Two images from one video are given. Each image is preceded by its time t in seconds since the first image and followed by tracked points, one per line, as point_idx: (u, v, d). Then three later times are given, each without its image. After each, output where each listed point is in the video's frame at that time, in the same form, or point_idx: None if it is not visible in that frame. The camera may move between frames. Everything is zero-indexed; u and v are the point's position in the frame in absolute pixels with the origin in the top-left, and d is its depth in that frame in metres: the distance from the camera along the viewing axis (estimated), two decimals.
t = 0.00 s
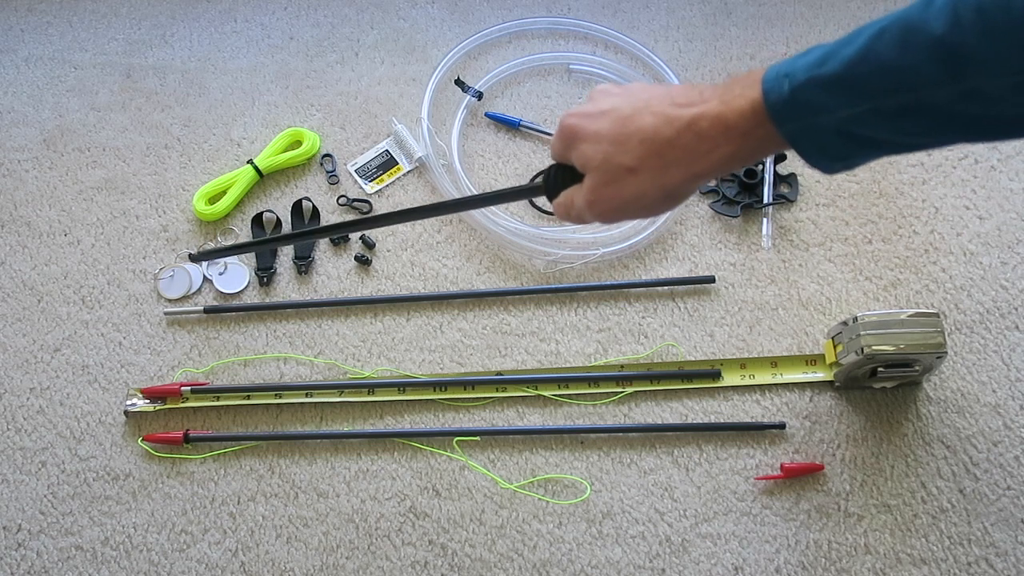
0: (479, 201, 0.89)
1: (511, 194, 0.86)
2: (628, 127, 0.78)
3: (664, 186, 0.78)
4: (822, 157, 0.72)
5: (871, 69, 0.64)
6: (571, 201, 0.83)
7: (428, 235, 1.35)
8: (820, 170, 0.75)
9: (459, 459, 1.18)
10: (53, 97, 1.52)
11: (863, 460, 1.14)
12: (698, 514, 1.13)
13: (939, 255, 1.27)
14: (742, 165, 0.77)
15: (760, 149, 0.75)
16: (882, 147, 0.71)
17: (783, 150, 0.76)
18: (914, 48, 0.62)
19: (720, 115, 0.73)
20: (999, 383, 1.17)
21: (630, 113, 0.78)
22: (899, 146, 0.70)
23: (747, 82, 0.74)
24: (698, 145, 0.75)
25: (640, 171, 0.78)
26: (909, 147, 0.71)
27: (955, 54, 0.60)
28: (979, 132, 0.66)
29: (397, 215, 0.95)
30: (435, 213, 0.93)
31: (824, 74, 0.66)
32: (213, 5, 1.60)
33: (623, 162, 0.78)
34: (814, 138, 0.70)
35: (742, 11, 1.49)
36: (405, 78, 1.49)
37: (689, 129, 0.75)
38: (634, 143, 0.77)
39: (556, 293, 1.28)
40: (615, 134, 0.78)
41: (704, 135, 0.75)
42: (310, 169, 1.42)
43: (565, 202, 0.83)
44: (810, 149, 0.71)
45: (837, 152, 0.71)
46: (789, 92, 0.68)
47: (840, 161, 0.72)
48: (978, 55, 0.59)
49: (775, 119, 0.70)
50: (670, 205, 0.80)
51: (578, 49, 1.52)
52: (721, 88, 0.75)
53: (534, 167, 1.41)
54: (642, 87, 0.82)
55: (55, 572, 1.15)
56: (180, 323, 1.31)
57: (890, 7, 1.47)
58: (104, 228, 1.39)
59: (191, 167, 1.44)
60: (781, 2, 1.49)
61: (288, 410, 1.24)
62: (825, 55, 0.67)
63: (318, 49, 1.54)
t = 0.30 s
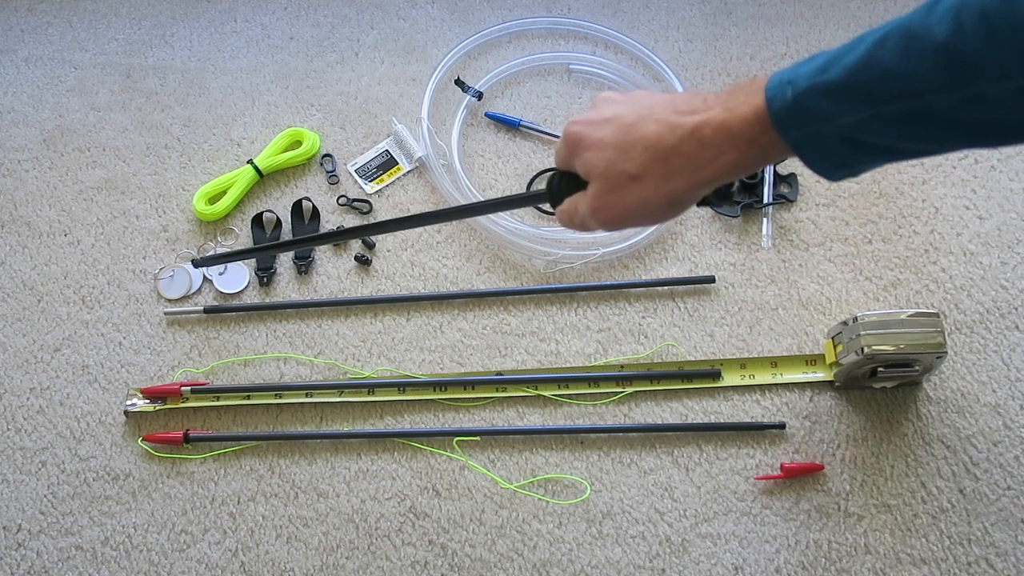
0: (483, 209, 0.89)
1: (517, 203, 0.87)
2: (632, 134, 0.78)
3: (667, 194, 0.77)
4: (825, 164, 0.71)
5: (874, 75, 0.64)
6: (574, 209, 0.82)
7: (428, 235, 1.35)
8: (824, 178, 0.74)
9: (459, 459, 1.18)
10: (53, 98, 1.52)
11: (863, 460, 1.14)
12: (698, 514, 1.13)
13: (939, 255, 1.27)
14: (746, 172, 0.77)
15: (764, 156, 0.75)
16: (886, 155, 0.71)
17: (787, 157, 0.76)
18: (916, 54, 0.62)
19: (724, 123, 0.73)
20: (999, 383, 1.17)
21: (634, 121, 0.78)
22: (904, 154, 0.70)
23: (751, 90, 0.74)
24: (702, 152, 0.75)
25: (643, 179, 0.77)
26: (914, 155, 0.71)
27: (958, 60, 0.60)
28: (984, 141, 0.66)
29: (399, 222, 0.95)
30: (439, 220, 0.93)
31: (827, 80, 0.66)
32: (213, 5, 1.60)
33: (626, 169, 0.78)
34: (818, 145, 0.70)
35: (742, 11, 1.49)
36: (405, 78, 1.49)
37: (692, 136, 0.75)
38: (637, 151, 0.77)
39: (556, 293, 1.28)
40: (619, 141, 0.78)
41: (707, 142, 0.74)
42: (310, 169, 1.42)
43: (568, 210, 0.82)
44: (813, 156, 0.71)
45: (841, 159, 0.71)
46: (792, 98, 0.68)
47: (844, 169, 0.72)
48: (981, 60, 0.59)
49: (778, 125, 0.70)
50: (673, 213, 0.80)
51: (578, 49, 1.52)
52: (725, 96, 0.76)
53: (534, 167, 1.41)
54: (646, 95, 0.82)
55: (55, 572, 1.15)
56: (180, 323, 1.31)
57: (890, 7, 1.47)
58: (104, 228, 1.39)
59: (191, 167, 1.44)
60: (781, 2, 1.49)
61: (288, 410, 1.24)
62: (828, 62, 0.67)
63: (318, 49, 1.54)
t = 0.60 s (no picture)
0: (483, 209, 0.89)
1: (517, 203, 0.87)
2: (629, 134, 0.78)
3: (664, 195, 0.78)
4: (821, 163, 0.72)
5: (868, 76, 0.64)
6: (571, 209, 0.83)
7: (428, 235, 1.35)
8: (822, 177, 0.75)
9: (459, 459, 1.18)
10: (53, 98, 1.52)
11: (863, 460, 1.14)
12: (698, 514, 1.13)
13: (939, 255, 1.27)
14: (742, 173, 0.77)
15: (760, 156, 0.75)
16: (882, 154, 0.71)
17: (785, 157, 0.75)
18: (909, 55, 0.62)
19: (720, 123, 0.73)
20: (999, 383, 1.17)
21: (631, 121, 0.79)
22: (901, 153, 0.70)
23: (747, 90, 0.74)
24: (698, 152, 0.75)
25: (639, 179, 0.78)
26: (912, 154, 0.71)
27: (951, 61, 0.60)
28: (981, 140, 0.65)
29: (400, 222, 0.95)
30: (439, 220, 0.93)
31: (821, 81, 0.67)
32: (213, 5, 1.60)
33: (623, 169, 0.78)
34: (813, 145, 0.70)
35: (742, 11, 1.49)
36: (405, 78, 1.49)
37: (688, 136, 0.75)
38: (633, 151, 0.77)
39: (556, 293, 1.28)
40: (616, 141, 0.79)
41: (703, 142, 0.74)
42: (310, 169, 1.42)
43: (565, 210, 0.83)
44: (809, 155, 0.71)
45: (836, 158, 0.71)
46: (786, 99, 0.68)
47: (841, 168, 0.72)
48: (975, 61, 0.59)
49: (773, 126, 0.70)
50: (669, 214, 0.80)
51: (578, 49, 1.52)
52: (721, 97, 0.76)
53: (534, 167, 1.41)
54: (643, 96, 0.82)
55: (55, 573, 1.15)
56: (181, 323, 1.31)
57: (890, 7, 1.47)
58: (104, 228, 1.39)
59: (191, 167, 1.44)
60: (781, 2, 1.49)
61: (288, 410, 1.24)
62: (823, 63, 0.67)
63: (318, 49, 1.54)
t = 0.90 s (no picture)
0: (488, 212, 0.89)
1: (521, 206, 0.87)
2: (636, 138, 0.79)
3: (670, 198, 0.78)
4: (828, 165, 0.72)
5: (875, 78, 0.64)
6: (579, 211, 0.84)
7: (428, 235, 1.35)
8: (829, 180, 0.75)
9: (459, 459, 1.18)
10: (53, 97, 1.52)
11: (863, 460, 1.14)
12: (698, 514, 1.13)
13: (939, 255, 1.27)
14: (749, 174, 0.77)
15: (767, 159, 0.75)
16: (889, 156, 0.71)
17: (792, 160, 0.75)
18: (917, 56, 0.62)
19: (726, 126, 0.74)
20: (999, 383, 1.17)
21: (638, 124, 0.79)
22: (909, 155, 0.70)
23: (754, 92, 0.74)
24: (704, 156, 0.75)
25: (646, 183, 0.78)
26: (920, 157, 0.70)
27: (958, 62, 0.60)
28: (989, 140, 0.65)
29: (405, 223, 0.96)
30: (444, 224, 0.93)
31: (828, 82, 0.67)
32: (213, 5, 1.60)
33: (630, 173, 0.79)
34: (820, 147, 0.70)
35: (742, 11, 1.49)
36: (405, 78, 1.49)
37: (695, 140, 0.75)
38: (640, 154, 0.78)
39: (556, 293, 1.28)
40: (623, 145, 0.79)
41: (710, 146, 0.75)
42: (310, 169, 1.42)
43: (573, 212, 0.84)
44: (816, 157, 0.71)
45: (843, 160, 0.71)
46: (793, 102, 0.68)
47: (848, 170, 0.72)
48: (982, 63, 0.59)
49: (779, 129, 0.70)
50: (677, 215, 0.81)
51: (578, 49, 1.52)
52: (728, 99, 0.76)
53: (534, 167, 1.41)
54: (651, 98, 0.82)
55: (55, 573, 1.15)
56: (180, 323, 1.31)
57: (890, 7, 1.47)
58: (104, 228, 1.39)
59: (191, 167, 1.44)
60: (781, 2, 1.49)
61: (288, 410, 1.24)
62: (830, 65, 0.67)
63: (318, 49, 1.54)
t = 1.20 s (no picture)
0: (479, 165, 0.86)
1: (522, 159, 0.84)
2: (643, 105, 0.79)
3: (671, 167, 0.79)
4: (832, 146, 0.74)
5: (885, 58, 0.67)
6: (578, 170, 0.83)
7: (428, 235, 1.35)
8: (830, 161, 0.77)
9: (459, 459, 1.18)
10: (53, 98, 1.52)
11: (863, 460, 1.14)
12: (698, 514, 1.13)
13: (939, 255, 1.27)
14: (749, 152, 0.79)
15: (769, 137, 0.77)
16: (892, 140, 0.73)
17: (792, 139, 0.78)
18: (927, 39, 0.65)
19: (734, 101, 0.75)
20: (999, 383, 1.17)
21: (646, 92, 0.79)
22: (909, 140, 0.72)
23: (763, 70, 0.76)
24: (709, 128, 0.76)
25: (649, 150, 0.79)
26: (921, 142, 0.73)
27: (968, 45, 0.63)
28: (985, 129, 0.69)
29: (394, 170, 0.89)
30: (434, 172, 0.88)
31: (838, 61, 0.69)
32: (213, 5, 1.60)
33: (634, 139, 0.79)
34: (826, 127, 0.72)
35: (742, 11, 1.49)
36: (405, 78, 1.49)
37: (702, 112, 0.76)
38: (646, 122, 0.78)
39: (556, 293, 1.28)
40: (629, 110, 0.79)
41: (716, 119, 0.76)
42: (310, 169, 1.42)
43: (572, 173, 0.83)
44: (821, 137, 0.73)
45: (847, 142, 0.73)
46: (803, 78, 0.71)
47: (851, 152, 0.74)
48: (990, 46, 0.62)
49: (788, 105, 0.72)
50: (674, 185, 0.82)
51: (578, 49, 1.52)
52: (737, 76, 0.77)
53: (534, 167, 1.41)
54: (660, 68, 0.82)
55: (55, 572, 1.15)
56: (180, 323, 1.31)
57: (890, 6, 1.47)
58: (104, 228, 1.39)
59: (191, 167, 1.44)
60: (781, 2, 1.49)
61: (288, 410, 1.24)
62: (839, 45, 0.70)
63: (318, 49, 1.54)
